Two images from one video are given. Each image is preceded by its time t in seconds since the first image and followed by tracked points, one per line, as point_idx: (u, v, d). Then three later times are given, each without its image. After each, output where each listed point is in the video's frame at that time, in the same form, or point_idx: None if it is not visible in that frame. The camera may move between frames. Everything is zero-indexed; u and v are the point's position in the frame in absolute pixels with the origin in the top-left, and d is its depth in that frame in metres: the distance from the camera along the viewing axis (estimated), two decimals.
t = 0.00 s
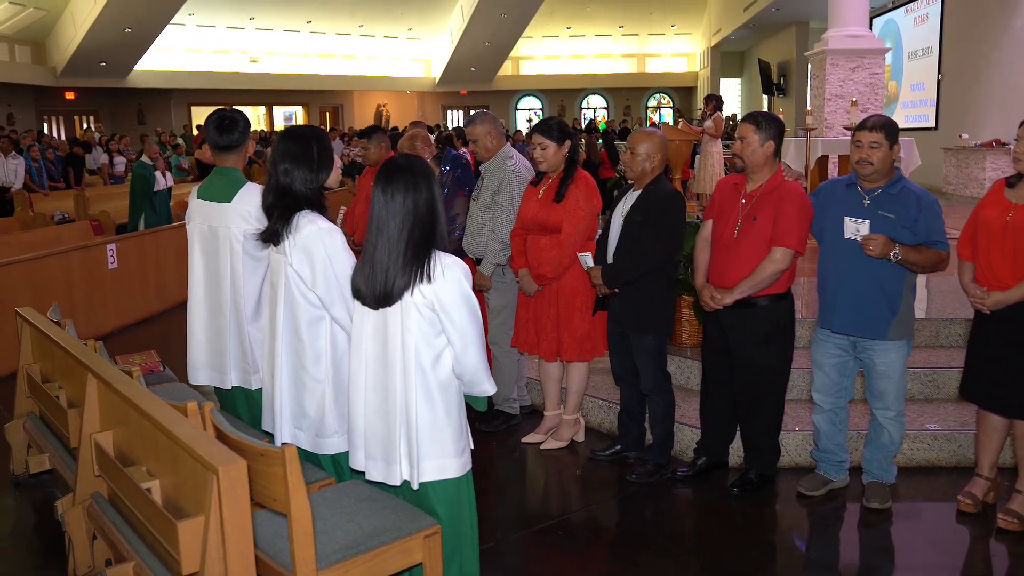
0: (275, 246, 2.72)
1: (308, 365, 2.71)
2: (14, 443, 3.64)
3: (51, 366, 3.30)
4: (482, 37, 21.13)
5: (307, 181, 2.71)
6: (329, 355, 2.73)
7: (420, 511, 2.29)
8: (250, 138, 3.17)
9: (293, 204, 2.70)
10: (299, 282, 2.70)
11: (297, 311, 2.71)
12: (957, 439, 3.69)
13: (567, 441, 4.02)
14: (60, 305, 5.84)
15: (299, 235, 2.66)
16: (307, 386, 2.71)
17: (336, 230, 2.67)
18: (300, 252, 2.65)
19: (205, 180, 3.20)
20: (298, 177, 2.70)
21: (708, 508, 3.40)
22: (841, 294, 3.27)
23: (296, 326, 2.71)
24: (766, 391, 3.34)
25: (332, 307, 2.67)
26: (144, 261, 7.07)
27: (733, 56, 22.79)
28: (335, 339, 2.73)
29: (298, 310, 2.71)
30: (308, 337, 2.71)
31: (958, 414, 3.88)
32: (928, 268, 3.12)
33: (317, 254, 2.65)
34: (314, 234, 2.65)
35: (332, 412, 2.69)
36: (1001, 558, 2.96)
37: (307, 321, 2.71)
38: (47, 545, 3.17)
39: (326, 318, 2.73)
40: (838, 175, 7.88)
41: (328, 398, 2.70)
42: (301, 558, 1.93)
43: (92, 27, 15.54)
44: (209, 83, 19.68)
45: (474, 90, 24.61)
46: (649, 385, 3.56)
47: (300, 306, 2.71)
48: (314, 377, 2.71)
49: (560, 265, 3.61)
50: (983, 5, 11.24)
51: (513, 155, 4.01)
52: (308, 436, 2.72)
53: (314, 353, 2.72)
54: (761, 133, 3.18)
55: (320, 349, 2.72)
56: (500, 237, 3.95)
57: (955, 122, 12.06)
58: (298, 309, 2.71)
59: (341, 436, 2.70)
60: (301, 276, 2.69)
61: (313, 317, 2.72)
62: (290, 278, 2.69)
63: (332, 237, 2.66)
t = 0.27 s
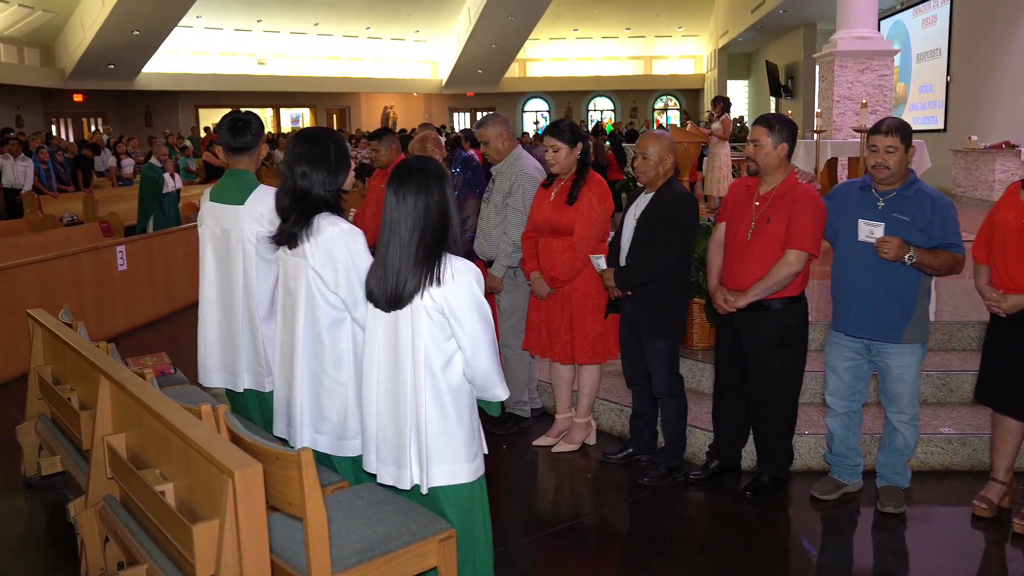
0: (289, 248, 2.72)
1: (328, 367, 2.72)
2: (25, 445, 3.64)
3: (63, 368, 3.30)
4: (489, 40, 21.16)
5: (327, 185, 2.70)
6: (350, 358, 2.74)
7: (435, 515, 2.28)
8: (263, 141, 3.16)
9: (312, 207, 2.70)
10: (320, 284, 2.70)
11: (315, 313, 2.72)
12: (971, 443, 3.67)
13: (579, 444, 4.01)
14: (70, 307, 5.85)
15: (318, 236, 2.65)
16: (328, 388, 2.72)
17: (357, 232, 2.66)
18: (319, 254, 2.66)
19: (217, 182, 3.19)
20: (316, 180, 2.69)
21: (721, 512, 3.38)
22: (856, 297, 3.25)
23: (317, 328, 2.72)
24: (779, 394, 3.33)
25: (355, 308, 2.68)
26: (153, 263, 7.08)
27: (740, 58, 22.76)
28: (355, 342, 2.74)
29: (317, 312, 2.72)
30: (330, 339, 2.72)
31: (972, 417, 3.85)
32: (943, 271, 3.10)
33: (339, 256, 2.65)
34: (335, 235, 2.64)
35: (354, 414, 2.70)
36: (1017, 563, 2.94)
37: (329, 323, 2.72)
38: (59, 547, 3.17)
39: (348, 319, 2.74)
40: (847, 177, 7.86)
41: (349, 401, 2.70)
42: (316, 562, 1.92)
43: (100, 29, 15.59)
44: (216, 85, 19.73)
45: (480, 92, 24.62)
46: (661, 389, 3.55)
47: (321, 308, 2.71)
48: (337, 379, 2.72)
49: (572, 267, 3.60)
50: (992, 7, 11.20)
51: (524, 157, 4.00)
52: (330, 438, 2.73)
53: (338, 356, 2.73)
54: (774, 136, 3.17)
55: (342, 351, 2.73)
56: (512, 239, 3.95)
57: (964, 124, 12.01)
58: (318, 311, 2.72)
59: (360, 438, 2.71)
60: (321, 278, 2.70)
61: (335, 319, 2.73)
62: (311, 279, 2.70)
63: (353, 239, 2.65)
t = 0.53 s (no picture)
0: (301, 251, 2.72)
1: (336, 372, 2.71)
2: (30, 449, 3.63)
3: (68, 372, 3.29)
4: (491, 43, 21.18)
5: (340, 189, 2.71)
6: (364, 361, 2.74)
7: (444, 520, 2.26)
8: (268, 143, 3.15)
9: (325, 210, 2.70)
10: (333, 287, 2.70)
11: (327, 317, 2.71)
12: (980, 448, 3.65)
13: (586, 449, 4.00)
14: (74, 310, 5.85)
15: (335, 239, 2.66)
16: (340, 391, 2.72)
17: (374, 235, 2.69)
18: (332, 258, 2.66)
19: (225, 185, 3.19)
20: (331, 184, 2.69)
21: (728, 516, 3.36)
22: (864, 302, 3.23)
23: (329, 331, 2.72)
24: (787, 397, 3.31)
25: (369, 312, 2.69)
26: (157, 266, 7.08)
27: (742, 62, 22.76)
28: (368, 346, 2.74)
29: (330, 315, 2.71)
30: (342, 344, 2.72)
31: (980, 422, 3.83)
32: (953, 274, 3.08)
33: (355, 259, 2.66)
34: (353, 239, 2.66)
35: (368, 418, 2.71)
36: None
37: (343, 327, 2.72)
38: (66, 551, 3.16)
39: (362, 323, 2.75)
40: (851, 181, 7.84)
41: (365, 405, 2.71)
42: (327, 566, 1.91)
43: (103, 33, 15.62)
44: (219, 88, 19.76)
45: (483, 96, 24.63)
46: (669, 392, 3.54)
47: (334, 311, 2.71)
48: (351, 382, 2.72)
49: (577, 271, 3.59)
50: (995, 10, 11.19)
51: (531, 160, 4.00)
52: (342, 443, 2.72)
53: (353, 360, 2.73)
54: (782, 139, 3.15)
55: (358, 355, 2.74)
56: (519, 242, 3.95)
57: (967, 127, 12.00)
58: (331, 314, 2.71)
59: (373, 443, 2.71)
60: (334, 282, 2.70)
61: (350, 322, 2.73)
62: (326, 282, 2.69)
63: (371, 242, 2.68)
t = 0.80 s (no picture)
0: (315, 249, 2.72)
1: (351, 371, 2.71)
2: (45, 448, 3.64)
3: (83, 371, 3.29)
4: (501, 42, 21.18)
5: (355, 188, 2.71)
6: (381, 360, 2.74)
7: (460, 521, 2.25)
8: (281, 141, 3.14)
9: (341, 209, 2.69)
10: (349, 286, 2.70)
11: (343, 315, 2.71)
12: (997, 448, 3.61)
13: (599, 448, 3.98)
14: (88, 309, 5.87)
15: (351, 237, 2.66)
16: (357, 390, 2.72)
17: (391, 233, 2.68)
18: (348, 257, 2.66)
19: (241, 183, 3.19)
20: (348, 182, 2.70)
21: (743, 516, 3.34)
22: (882, 301, 3.20)
23: (345, 330, 2.71)
24: (803, 398, 3.29)
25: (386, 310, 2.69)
26: (170, 266, 7.10)
27: (753, 60, 22.68)
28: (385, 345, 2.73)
29: (346, 314, 2.71)
30: (356, 343, 2.71)
31: (998, 422, 3.80)
32: (972, 273, 3.05)
33: (371, 258, 2.66)
34: (369, 238, 2.66)
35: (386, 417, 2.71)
36: None
37: (360, 326, 2.72)
38: (82, 550, 3.16)
39: (379, 322, 2.75)
40: (864, 179, 7.80)
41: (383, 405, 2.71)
42: (344, 569, 1.90)
43: (116, 33, 15.68)
44: (230, 87, 19.81)
45: (493, 95, 24.61)
46: (683, 392, 3.51)
47: (350, 310, 2.71)
48: (369, 381, 2.72)
49: (591, 270, 3.57)
50: (1009, 7, 11.11)
51: (545, 159, 3.98)
52: (358, 442, 2.71)
53: (370, 359, 2.73)
54: (798, 138, 3.12)
55: (374, 354, 2.73)
56: (533, 242, 3.94)
57: (981, 125, 11.91)
58: (347, 313, 2.71)
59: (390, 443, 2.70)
60: (350, 280, 2.69)
61: (367, 321, 2.73)
62: (343, 280, 2.69)
63: (387, 241, 2.67)
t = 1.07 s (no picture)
0: (315, 251, 2.71)
1: (353, 372, 2.71)
2: (46, 450, 3.63)
3: (85, 373, 3.29)
4: (501, 43, 21.17)
5: (355, 189, 2.69)
6: (382, 362, 2.73)
7: (464, 524, 2.24)
8: (279, 141, 3.12)
9: (341, 210, 2.68)
10: (349, 287, 2.69)
11: (343, 317, 2.71)
12: (1001, 449, 3.61)
13: (602, 450, 3.97)
14: (89, 310, 5.86)
15: (351, 239, 2.65)
16: (357, 392, 2.71)
17: (390, 235, 2.67)
18: (347, 258, 2.65)
19: (243, 183, 3.18)
20: (347, 183, 2.68)
21: (746, 518, 3.33)
22: (886, 303, 3.19)
23: (345, 332, 2.71)
24: (807, 399, 3.28)
25: (387, 311, 2.68)
26: (170, 268, 7.09)
27: (753, 60, 22.68)
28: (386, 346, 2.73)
29: (346, 316, 2.71)
30: (358, 344, 2.71)
31: (1001, 423, 3.79)
32: (976, 274, 3.04)
33: (370, 259, 2.64)
34: (367, 239, 2.64)
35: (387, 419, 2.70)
36: None
37: (360, 327, 2.71)
38: (83, 552, 3.15)
39: (379, 323, 2.74)
40: (865, 180, 7.79)
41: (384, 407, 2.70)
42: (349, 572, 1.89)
43: (115, 35, 15.67)
44: (229, 89, 19.79)
45: (492, 95, 24.60)
46: (687, 393, 3.51)
47: (350, 312, 2.70)
48: (368, 383, 2.71)
49: (593, 271, 3.56)
50: (1008, 7, 11.12)
51: (547, 160, 3.97)
52: (359, 444, 2.71)
53: (369, 360, 2.72)
54: (802, 138, 3.11)
55: (374, 356, 2.72)
56: (535, 243, 3.93)
57: (980, 125, 11.91)
58: (347, 315, 2.71)
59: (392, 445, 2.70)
60: (349, 283, 2.69)
61: (366, 323, 2.72)
62: (342, 282, 2.68)
63: (384, 242, 2.66)
